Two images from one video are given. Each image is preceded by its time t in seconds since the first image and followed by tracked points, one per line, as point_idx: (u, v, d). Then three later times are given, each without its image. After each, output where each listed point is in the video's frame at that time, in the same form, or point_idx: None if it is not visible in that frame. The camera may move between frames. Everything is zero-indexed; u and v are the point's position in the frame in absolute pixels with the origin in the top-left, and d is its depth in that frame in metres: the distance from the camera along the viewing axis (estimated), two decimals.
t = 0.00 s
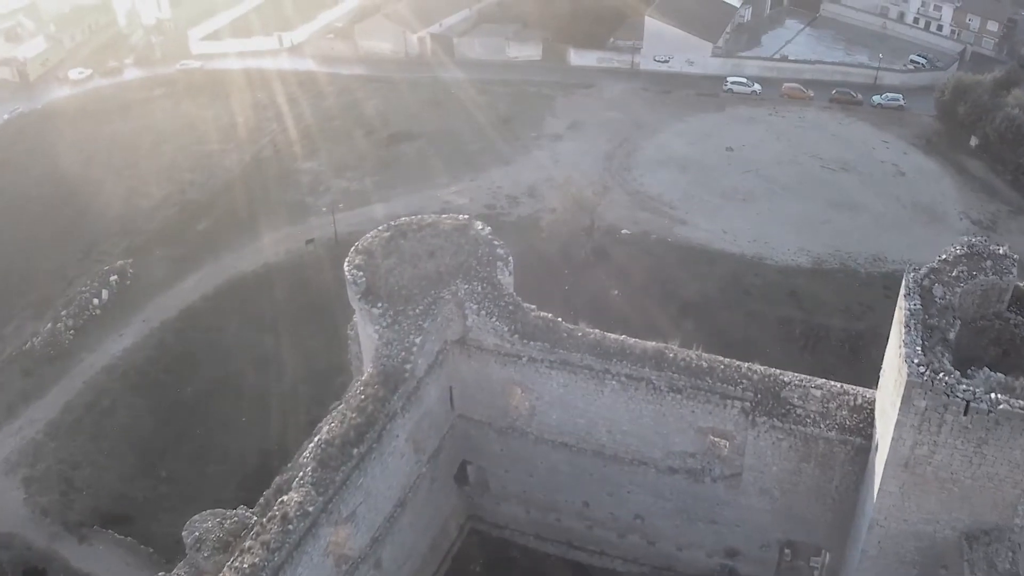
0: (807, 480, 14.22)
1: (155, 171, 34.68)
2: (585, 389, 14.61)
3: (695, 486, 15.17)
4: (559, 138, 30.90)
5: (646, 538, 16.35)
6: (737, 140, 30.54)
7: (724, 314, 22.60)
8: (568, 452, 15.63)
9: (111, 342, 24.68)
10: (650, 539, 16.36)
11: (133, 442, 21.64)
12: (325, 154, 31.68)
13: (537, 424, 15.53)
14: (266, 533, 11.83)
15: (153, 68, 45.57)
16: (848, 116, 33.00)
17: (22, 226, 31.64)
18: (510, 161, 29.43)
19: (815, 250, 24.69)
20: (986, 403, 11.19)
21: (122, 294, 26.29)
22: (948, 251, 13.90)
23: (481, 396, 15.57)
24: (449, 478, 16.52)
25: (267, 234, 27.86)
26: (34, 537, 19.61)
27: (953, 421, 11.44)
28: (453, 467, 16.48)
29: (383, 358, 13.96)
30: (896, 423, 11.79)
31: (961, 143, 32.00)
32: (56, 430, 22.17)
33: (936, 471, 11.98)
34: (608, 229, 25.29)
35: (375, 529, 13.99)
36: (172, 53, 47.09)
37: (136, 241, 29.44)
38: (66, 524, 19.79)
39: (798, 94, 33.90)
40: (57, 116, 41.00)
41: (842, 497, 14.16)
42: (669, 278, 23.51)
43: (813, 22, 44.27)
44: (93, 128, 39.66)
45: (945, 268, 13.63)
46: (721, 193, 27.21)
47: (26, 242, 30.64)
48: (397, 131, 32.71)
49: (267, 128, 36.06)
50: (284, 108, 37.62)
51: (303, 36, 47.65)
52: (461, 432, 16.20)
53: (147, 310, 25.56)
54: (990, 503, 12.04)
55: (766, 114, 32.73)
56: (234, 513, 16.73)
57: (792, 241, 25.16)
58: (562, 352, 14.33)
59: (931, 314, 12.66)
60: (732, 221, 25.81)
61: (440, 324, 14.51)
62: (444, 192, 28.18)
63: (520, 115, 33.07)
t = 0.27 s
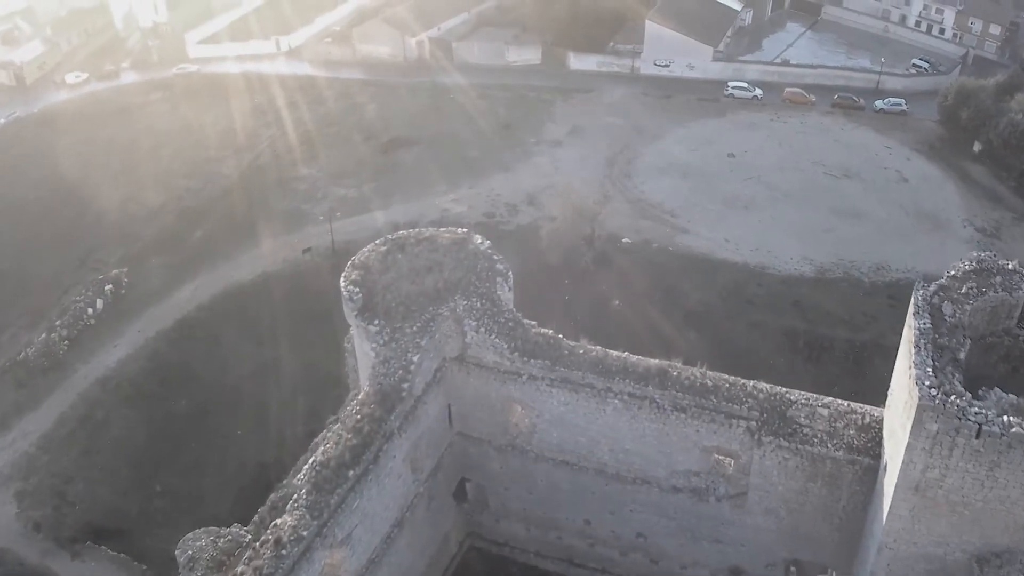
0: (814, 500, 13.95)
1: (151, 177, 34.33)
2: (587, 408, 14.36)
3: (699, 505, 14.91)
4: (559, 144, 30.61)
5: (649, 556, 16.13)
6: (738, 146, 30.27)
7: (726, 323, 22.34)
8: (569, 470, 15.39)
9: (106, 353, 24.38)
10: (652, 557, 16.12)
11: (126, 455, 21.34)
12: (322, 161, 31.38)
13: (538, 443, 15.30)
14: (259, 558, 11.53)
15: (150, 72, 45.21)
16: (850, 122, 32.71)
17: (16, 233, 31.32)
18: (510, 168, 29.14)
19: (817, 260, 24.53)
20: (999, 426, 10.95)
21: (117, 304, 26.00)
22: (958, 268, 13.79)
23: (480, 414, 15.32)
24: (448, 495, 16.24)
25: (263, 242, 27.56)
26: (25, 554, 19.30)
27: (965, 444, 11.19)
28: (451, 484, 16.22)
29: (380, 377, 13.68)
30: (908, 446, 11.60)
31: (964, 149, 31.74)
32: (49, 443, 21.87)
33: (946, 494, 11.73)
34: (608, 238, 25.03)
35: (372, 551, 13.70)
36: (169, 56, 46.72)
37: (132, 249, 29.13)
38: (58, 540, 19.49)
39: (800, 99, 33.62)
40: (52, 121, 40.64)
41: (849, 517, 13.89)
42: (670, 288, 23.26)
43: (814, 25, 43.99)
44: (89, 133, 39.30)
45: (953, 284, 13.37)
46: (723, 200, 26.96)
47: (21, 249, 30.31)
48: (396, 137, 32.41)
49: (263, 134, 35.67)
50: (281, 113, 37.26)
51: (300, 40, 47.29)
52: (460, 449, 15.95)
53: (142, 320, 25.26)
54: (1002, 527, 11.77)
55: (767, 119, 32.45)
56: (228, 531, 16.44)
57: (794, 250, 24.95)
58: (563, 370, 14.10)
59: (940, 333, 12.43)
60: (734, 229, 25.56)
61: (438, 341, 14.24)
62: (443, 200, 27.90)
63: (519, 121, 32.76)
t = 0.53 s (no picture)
0: (821, 520, 13.67)
1: (147, 183, 33.99)
2: (590, 427, 14.10)
3: (704, 525, 14.65)
4: (559, 151, 30.30)
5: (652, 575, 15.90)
6: (740, 152, 29.99)
7: (728, 335, 22.15)
8: (571, 489, 15.14)
9: (100, 364, 24.08)
10: None
11: (120, 468, 21.04)
12: (319, 168, 31.07)
13: (539, 461, 15.04)
14: None
15: (147, 77, 44.82)
16: (852, 127, 32.43)
17: (11, 240, 30.97)
18: (509, 176, 28.83)
19: (820, 270, 24.33)
20: (1014, 451, 10.68)
21: (111, 314, 25.70)
22: (968, 283, 13.42)
23: (480, 432, 15.06)
24: (446, 514, 15.96)
25: (260, 251, 27.25)
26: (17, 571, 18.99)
27: (978, 469, 10.93)
28: (450, 503, 15.96)
29: (376, 396, 13.40)
30: (918, 469, 11.32)
31: (967, 155, 31.46)
32: (41, 457, 21.55)
33: (958, 518, 11.46)
34: (609, 247, 24.78)
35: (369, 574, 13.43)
36: (166, 60, 46.32)
37: (127, 257, 28.80)
38: (50, 556, 19.20)
39: (802, 104, 33.33)
40: (48, 126, 40.26)
41: (858, 537, 13.62)
42: (671, 299, 23.03)
43: (815, 29, 43.70)
44: (85, 139, 38.96)
45: (963, 301, 13.12)
46: (724, 208, 26.71)
47: (15, 257, 29.95)
48: (394, 144, 32.09)
49: (261, 139, 35.31)
50: (278, 118, 36.88)
51: (298, 43, 46.93)
52: (459, 467, 15.70)
53: (137, 331, 24.96)
54: (1015, 551, 11.51)
55: (768, 125, 32.16)
56: (223, 551, 16.16)
57: (798, 259, 24.75)
58: (565, 389, 13.84)
59: (950, 353, 12.19)
60: (736, 238, 25.33)
61: (436, 360, 13.98)
62: (441, 208, 27.61)
63: (519, 127, 32.44)
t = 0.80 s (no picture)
0: (832, 549, 13.29)
1: (141, 192, 33.50)
2: (593, 454, 13.75)
3: (711, 553, 14.29)
4: (558, 160, 29.91)
5: None
6: (741, 161, 29.65)
7: (730, 351, 21.93)
8: (573, 515, 14.76)
9: (92, 380, 23.67)
10: None
11: (112, 488, 20.63)
12: (315, 178, 30.66)
13: (540, 488, 14.72)
14: None
15: (143, 83, 44.31)
16: (855, 135, 32.04)
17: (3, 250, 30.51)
18: (508, 186, 28.41)
19: (824, 284, 24.08)
20: None
21: (105, 328, 25.30)
22: (981, 306, 13.20)
23: (480, 458, 14.70)
24: (445, 540, 15.57)
25: (255, 263, 26.84)
26: None
27: (996, 503, 10.53)
28: (449, 529, 15.55)
29: (372, 424, 13.04)
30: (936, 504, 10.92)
31: (971, 164, 31.06)
32: (32, 476, 21.12)
33: (976, 552, 11.05)
34: (609, 260, 24.44)
35: None
36: (162, 66, 45.80)
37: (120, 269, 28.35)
38: None
39: (804, 111, 32.93)
40: (42, 133, 39.77)
41: (869, 567, 13.23)
42: (673, 315, 22.73)
43: (816, 34, 43.31)
44: (80, 146, 38.50)
45: (976, 325, 12.80)
46: (727, 219, 26.40)
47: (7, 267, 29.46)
48: (391, 153, 31.64)
49: (256, 146, 34.80)
50: (274, 125, 36.38)
51: (295, 48, 46.46)
52: (458, 493, 15.29)
53: (130, 346, 24.56)
54: None
55: (770, 133, 31.80)
56: None
57: (802, 272, 24.50)
58: (567, 416, 13.50)
59: (965, 381, 11.86)
60: (738, 251, 25.05)
61: (435, 386, 13.65)
62: (440, 219, 27.21)
63: (518, 135, 32.03)
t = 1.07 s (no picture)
0: (841, 571, 13.01)
1: (136, 199, 33.12)
2: (596, 474, 13.45)
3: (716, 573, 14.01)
4: (559, 167, 29.63)
5: None
6: (744, 168, 29.37)
7: (733, 363, 21.67)
8: (575, 535, 14.48)
9: (87, 391, 23.36)
10: None
11: (105, 502, 20.32)
12: (313, 185, 30.36)
13: (542, 508, 14.42)
14: None
15: (140, 87, 43.91)
16: (858, 141, 31.74)
17: None
18: (508, 194, 28.14)
19: (828, 293, 23.81)
20: None
21: (99, 339, 24.99)
22: (991, 325, 12.98)
23: (480, 478, 14.42)
24: (443, 559, 15.28)
25: (252, 272, 26.53)
26: None
27: (1011, 530, 10.35)
28: (448, 548, 15.27)
29: (369, 445, 12.75)
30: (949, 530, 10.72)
31: (975, 169, 30.79)
32: (24, 489, 20.79)
33: None
34: (610, 270, 24.17)
35: None
36: (159, 70, 45.38)
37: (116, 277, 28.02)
38: None
39: (805, 117, 32.65)
40: (37, 138, 39.37)
41: None
42: (675, 326, 22.49)
43: (818, 37, 43.01)
44: (77, 151, 38.14)
45: (986, 344, 12.58)
46: (730, 227, 26.13)
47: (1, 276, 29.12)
48: (389, 159, 31.33)
49: (252, 152, 34.42)
50: (271, 130, 36.03)
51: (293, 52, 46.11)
52: (457, 512, 15.01)
53: (125, 357, 24.27)
54: None
55: (772, 139, 31.52)
56: None
57: (806, 281, 24.21)
58: (570, 436, 13.22)
59: (976, 404, 11.62)
60: (741, 260, 24.77)
61: (433, 405, 13.37)
62: (438, 228, 26.91)
63: (517, 141, 31.73)
